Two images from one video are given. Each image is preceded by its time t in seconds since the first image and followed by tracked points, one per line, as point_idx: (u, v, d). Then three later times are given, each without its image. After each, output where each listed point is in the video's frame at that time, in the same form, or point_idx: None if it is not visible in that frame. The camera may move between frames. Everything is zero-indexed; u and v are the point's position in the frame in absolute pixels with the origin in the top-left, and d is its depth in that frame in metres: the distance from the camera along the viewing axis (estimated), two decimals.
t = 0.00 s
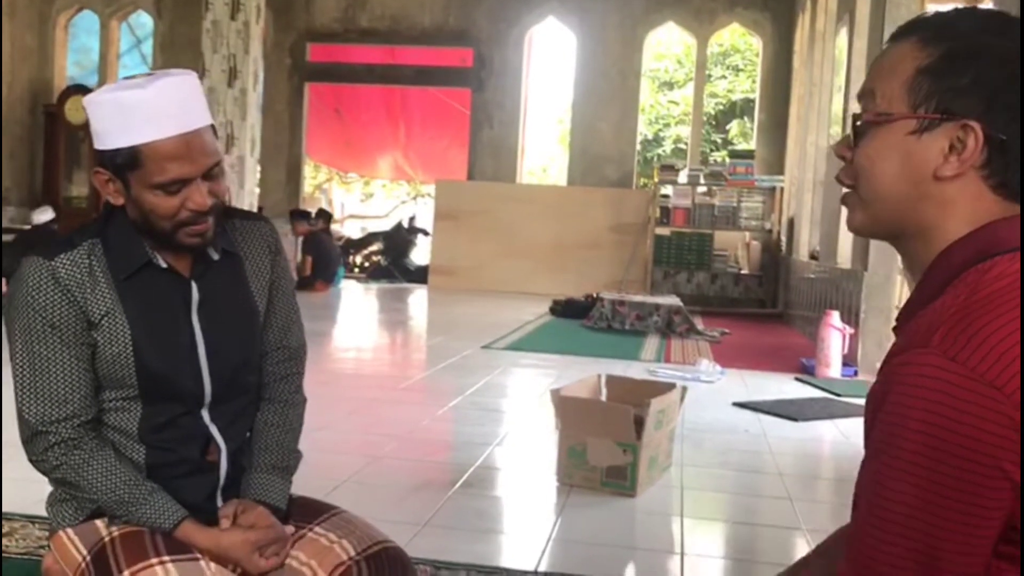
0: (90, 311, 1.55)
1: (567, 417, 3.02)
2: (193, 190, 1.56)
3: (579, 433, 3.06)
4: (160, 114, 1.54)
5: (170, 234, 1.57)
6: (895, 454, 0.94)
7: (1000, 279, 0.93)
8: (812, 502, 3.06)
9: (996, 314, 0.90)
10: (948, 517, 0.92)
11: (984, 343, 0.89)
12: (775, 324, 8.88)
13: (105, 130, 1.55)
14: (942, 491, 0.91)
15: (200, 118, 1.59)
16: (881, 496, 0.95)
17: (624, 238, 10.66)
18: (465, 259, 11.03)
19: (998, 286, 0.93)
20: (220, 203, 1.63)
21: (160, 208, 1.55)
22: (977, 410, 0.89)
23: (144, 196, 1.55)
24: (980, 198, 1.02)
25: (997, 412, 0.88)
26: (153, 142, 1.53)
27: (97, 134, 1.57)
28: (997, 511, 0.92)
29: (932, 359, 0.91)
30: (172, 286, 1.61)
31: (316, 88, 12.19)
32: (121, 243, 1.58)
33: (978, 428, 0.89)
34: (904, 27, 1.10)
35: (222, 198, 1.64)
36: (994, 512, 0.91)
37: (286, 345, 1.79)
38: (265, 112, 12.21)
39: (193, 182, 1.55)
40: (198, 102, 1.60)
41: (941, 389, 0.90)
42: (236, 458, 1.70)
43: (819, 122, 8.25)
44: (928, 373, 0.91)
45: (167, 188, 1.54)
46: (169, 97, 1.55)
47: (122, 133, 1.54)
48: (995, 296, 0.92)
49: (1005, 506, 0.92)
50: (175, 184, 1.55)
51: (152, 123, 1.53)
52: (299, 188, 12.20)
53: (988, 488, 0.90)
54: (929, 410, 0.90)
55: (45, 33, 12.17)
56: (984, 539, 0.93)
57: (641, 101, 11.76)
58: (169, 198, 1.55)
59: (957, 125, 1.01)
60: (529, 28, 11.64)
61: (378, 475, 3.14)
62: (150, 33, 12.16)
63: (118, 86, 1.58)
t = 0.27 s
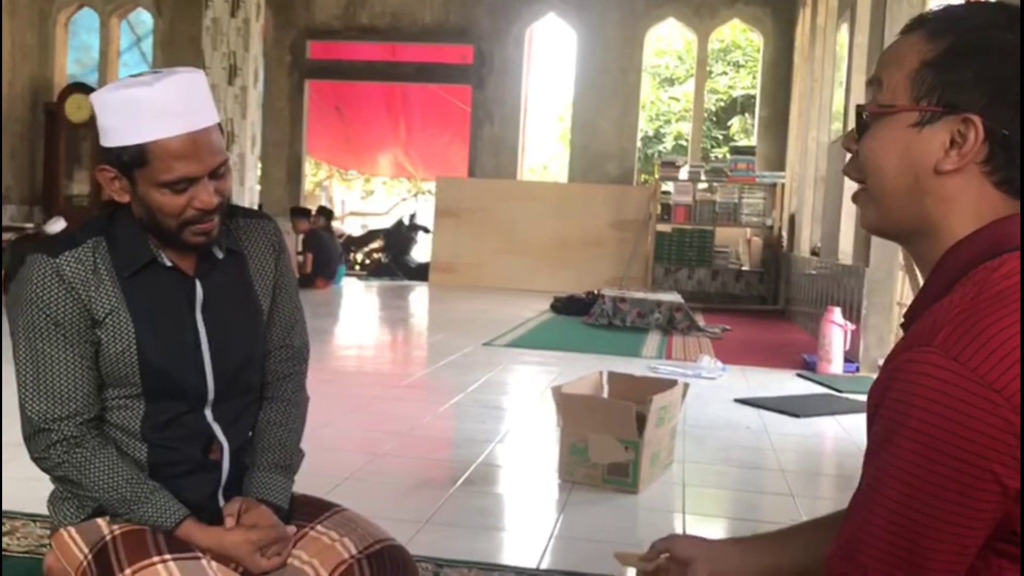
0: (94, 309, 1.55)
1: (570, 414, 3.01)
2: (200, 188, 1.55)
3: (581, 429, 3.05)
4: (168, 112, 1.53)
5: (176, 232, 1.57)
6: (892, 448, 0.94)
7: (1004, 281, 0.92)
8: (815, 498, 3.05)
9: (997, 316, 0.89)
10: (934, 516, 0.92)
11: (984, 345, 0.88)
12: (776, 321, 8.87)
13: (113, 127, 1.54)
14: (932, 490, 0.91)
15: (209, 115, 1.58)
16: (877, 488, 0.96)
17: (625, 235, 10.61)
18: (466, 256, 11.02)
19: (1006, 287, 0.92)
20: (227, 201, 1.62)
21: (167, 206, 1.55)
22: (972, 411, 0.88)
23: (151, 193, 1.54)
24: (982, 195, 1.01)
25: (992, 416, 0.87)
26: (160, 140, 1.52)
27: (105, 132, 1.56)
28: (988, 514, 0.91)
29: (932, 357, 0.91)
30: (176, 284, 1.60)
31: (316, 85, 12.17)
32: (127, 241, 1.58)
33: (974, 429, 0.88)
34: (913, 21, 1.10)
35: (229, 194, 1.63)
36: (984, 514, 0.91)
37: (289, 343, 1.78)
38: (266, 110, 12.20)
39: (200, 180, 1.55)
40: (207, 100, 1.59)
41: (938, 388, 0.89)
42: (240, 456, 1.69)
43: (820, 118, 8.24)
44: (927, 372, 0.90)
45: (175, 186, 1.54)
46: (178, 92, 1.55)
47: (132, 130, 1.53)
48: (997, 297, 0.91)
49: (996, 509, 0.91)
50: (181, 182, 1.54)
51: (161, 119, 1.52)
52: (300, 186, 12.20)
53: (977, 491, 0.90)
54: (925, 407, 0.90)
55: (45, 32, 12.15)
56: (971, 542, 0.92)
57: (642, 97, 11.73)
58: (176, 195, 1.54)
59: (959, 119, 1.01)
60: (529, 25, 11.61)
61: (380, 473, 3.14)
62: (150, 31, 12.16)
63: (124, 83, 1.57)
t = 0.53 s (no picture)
0: (101, 305, 1.54)
1: (573, 410, 3.01)
2: (210, 185, 1.55)
3: (582, 425, 3.06)
4: (177, 108, 1.52)
5: (185, 229, 1.56)
6: (894, 447, 0.94)
7: (1005, 276, 0.91)
8: (816, 493, 3.05)
9: (997, 315, 0.89)
10: (940, 516, 0.92)
11: (986, 343, 0.88)
12: (777, 316, 8.87)
13: (125, 125, 1.54)
14: (936, 490, 0.91)
15: (220, 111, 1.58)
16: (878, 485, 0.96)
17: (625, 230, 10.62)
18: (466, 252, 11.02)
19: (1001, 286, 0.91)
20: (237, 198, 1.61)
21: (176, 203, 1.54)
22: (975, 409, 0.88)
23: (160, 189, 1.54)
24: (978, 192, 1.01)
25: (992, 412, 0.87)
26: (172, 136, 1.52)
27: (116, 130, 1.56)
28: (992, 511, 0.91)
29: (932, 357, 0.90)
30: (183, 281, 1.60)
31: (316, 81, 12.15)
32: (134, 238, 1.57)
33: (972, 427, 0.88)
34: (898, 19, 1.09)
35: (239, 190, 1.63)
36: (987, 510, 0.91)
37: (294, 341, 1.78)
38: (265, 106, 12.20)
39: (210, 178, 1.54)
40: (216, 95, 1.59)
41: (940, 388, 0.89)
42: (242, 453, 1.69)
43: (820, 112, 8.22)
44: (926, 372, 0.90)
45: (184, 183, 1.53)
46: (188, 89, 1.54)
47: (142, 126, 1.52)
48: (996, 295, 0.90)
49: (1001, 507, 0.91)
50: (189, 178, 1.53)
51: (171, 116, 1.52)
52: (300, 182, 12.19)
53: (979, 488, 0.90)
54: (925, 408, 0.90)
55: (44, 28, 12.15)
56: (974, 540, 0.92)
57: (642, 93, 11.72)
58: (188, 192, 1.54)
59: (950, 117, 1.00)
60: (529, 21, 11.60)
61: (380, 469, 3.14)
62: (150, 27, 12.19)
63: (134, 79, 1.56)
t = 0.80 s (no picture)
0: (105, 301, 1.54)
1: (574, 405, 3.00)
2: (218, 184, 1.54)
3: (583, 420, 3.05)
4: (187, 108, 1.51)
5: (192, 227, 1.56)
6: (895, 441, 0.93)
7: (1004, 269, 0.91)
8: (816, 487, 3.05)
9: (996, 306, 0.89)
10: (942, 507, 0.91)
11: (985, 334, 0.88)
12: (776, 310, 8.87)
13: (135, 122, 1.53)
14: (937, 481, 0.91)
15: (230, 112, 1.58)
16: (878, 480, 0.96)
17: (625, 225, 10.62)
18: (466, 247, 11.01)
19: (1000, 278, 0.91)
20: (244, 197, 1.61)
21: (184, 201, 1.53)
22: (975, 399, 0.87)
23: (169, 188, 1.53)
24: (980, 184, 1.01)
25: (992, 401, 0.87)
26: (182, 135, 1.51)
27: (125, 126, 1.55)
28: (993, 503, 0.91)
29: (931, 349, 0.90)
30: (187, 278, 1.59)
31: (315, 76, 12.14)
32: (139, 235, 1.57)
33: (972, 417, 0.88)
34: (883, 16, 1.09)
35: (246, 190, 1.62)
36: (987, 501, 0.90)
37: (297, 338, 1.77)
38: (265, 101, 12.19)
39: (218, 177, 1.54)
40: (228, 96, 1.59)
41: (940, 379, 0.89)
42: (243, 450, 1.68)
43: (820, 106, 8.22)
44: (927, 364, 0.90)
45: (191, 182, 1.53)
46: (200, 89, 1.54)
47: (152, 123, 1.51)
48: (994, 286, 0.90)
49: (1003, 499, 0.90)
50: (197, 178, 1.53)
51: (181, 114, 1.51)
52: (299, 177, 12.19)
53: (982, 478, 0.89)
54: (927, 400, 0.90)
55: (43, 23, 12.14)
56: (976, 531, 0.92)
57: (642, 87, 11.70)
58: (196, 191, 1.53)
59: (950, 111, 1.00)
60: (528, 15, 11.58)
61: (381, 463, 3.14)
62: (149, 22, 12.17)
63: (145, 77, 1.56)
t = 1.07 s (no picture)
0: (109, 297, 1.54)
1: (575, 398, 3.01)
2: (225, 183, 1.54)
3: (583, 414, 3.07)
4: (196, 107, 1.51)
5: (198, 225, 1.55)
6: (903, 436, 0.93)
7: (1010, 264, 0.92)
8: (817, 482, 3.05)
9: (1003, 301, 0.89)
10: (951, 501, 0.91)
11: (994, 329, 0.88)
12: (776, 305, 8.87)
13: (143, 119, 1.53)
14: (945, 476, 0.91)
15: (238, 111, 1.58)
16: (887, 476, 0.96)
17: (625, 220, 10.62)
18: (466, 243, 11.01)
19: (1007, 272, 0.91)
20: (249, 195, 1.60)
21: (190, 199, 1.53)
22: (984, 394, 0.88)
23: (175, 186, 1.53)
24: (990, 174, 1.00)
25: (1000, 395, 0.87)
26: (190, 134, 1.51)
27: (133, 123, 1.55)
28: (1002, 497, 0.90)
29: (940, 345, 0.90)
30: (192, 275, 1.60)
31: (315, 72, 12.13)
32: (144, 232, 1.57)
33: (982, 414, 0.88)
34: (867, 22, 1.09)
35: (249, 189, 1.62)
36: (995, 498, 0.90)
37: (300, 334, 1.77)
38: (264, 97, 12.17)
39: (225, 176, 1.53)
40: (236, 95, 1.59)
41: (950, 374, 0.89)
42: (246, 445, 1.68)
43: (820, 101, 8.21)
44: (935, 360, 0.90)
45: (196, 180, 1.52)
46: (209, 87, 1.54)
47: (159, 122, 1.51)
48: (1002, 282, 0.90)
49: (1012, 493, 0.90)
50: (203, 177, 1.52)
51: (190, 112, 1.51)
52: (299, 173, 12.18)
53: (992, 472, 0.89)
54: (936, 396, 0.90)
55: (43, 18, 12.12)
56: (984, 525, 0.92)
57: (643, 83, 11.69)
58: (201, 189, 1.53)
59: (961, 107, 0.99)
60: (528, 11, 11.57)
61: (382, 458, 3.14)
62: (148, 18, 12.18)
63: (154, 74, 1.56)
